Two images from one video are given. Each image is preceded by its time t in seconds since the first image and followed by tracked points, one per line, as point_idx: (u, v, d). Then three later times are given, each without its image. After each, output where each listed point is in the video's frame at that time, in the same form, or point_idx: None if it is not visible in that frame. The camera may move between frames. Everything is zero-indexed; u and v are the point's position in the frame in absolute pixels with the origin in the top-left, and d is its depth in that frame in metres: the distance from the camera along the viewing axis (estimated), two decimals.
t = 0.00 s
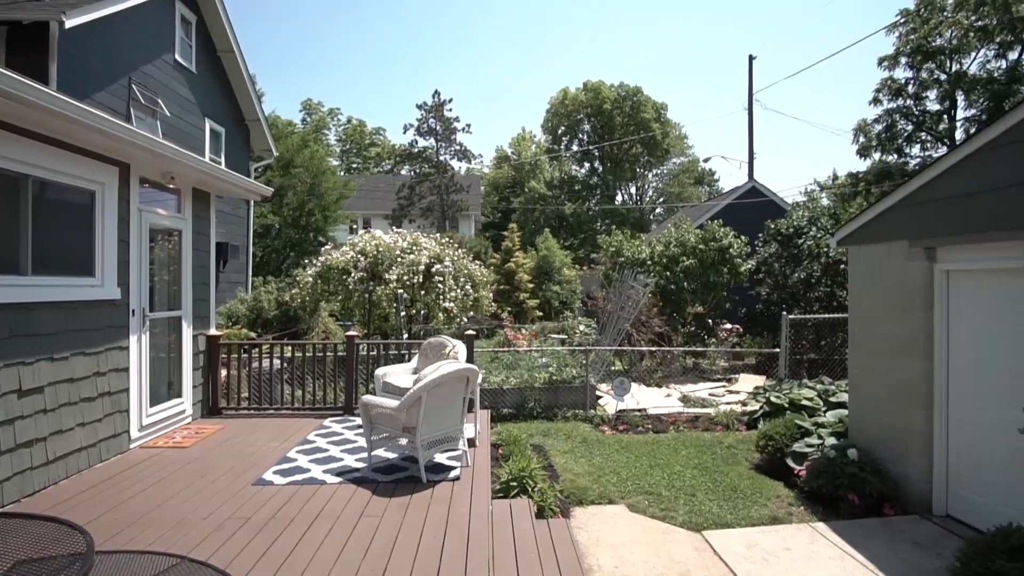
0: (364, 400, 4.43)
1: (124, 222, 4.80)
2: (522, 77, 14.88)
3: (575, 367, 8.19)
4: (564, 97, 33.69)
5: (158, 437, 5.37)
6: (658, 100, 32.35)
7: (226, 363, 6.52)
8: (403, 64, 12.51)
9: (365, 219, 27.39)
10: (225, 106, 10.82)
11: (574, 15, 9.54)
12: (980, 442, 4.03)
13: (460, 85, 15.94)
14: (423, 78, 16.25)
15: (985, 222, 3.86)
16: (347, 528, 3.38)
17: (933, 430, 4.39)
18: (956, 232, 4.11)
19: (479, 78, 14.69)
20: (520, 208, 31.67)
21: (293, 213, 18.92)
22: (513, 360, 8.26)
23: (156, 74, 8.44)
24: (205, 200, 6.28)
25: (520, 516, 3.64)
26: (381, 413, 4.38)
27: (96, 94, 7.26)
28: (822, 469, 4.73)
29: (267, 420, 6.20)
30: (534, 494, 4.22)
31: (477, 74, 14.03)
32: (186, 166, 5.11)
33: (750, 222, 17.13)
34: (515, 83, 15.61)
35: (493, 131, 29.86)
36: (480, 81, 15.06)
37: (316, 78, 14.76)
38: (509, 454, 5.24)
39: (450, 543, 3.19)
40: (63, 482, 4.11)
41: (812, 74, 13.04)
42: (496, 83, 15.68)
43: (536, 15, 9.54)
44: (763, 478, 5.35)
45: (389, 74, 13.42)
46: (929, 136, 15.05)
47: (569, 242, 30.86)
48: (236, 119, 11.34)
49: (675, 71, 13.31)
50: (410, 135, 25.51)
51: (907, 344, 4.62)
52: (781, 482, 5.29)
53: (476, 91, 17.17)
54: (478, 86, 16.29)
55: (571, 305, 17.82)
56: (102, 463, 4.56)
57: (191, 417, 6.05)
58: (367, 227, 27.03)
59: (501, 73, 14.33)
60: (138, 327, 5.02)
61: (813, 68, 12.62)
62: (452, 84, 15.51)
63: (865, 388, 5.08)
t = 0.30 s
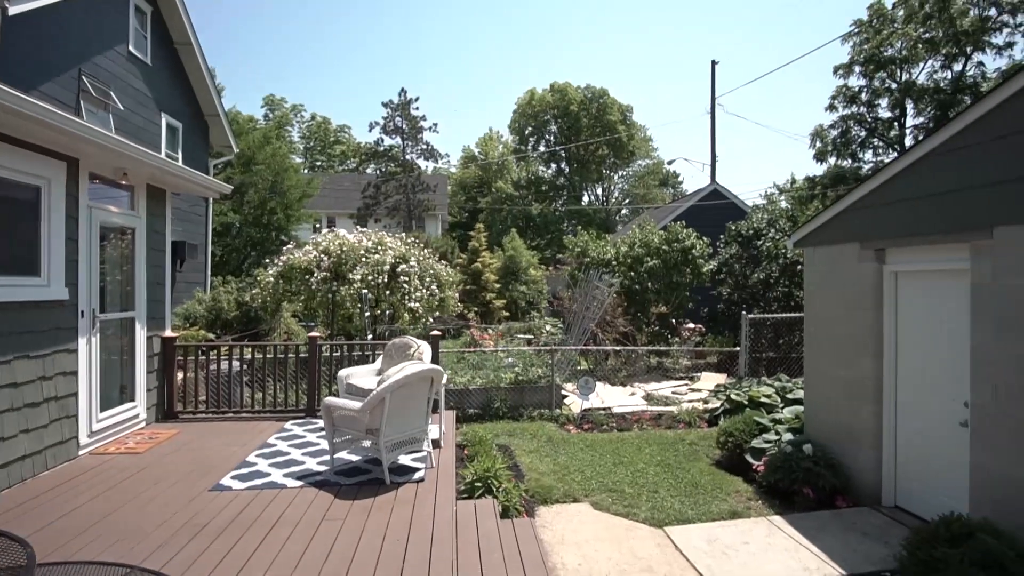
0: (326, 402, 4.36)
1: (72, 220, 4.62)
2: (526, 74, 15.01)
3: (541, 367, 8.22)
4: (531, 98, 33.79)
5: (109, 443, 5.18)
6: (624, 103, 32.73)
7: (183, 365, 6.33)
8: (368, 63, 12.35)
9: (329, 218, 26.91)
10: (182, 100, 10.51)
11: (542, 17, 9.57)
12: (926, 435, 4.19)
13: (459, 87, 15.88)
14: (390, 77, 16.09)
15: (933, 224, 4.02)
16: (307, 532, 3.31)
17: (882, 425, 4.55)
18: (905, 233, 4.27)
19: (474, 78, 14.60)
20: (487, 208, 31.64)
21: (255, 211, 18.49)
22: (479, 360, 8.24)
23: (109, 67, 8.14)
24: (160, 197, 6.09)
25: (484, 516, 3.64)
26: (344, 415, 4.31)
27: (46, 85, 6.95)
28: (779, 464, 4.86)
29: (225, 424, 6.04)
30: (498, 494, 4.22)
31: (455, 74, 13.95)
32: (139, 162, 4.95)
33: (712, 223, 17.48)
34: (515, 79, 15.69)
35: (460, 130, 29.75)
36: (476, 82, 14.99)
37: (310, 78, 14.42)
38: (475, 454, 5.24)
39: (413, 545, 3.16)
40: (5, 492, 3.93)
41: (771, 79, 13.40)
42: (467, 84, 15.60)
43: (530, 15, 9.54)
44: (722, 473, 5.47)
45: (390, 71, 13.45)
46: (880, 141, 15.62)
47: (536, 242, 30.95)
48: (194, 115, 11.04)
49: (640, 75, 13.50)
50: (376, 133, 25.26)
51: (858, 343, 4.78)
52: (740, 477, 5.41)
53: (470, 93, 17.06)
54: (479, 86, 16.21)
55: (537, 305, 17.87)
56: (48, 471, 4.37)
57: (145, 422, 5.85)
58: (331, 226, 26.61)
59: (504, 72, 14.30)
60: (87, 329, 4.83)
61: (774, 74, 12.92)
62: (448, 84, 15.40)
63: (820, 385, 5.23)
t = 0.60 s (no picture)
0: (285, 404, 4.26)
1: (12, 216, 4.41)
2: (505, 74, 15.00)
3: (504, 366, 8.23)
4: (496, 98, 33.87)
5: (54, 450, 4.96)
6: (588, 104, 33.04)
7: (134, 368, 6.11)
8: (331, 62, 12.19)
9: (290, 216, 26.33)
10: (134, 93, 10.15)
11: (509, 18, 9.58)
12: (874, 429, 4.36)
13: (438, 88, 15.73)
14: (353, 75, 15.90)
15: (881, 226, 4.17)
16: (265, 538, 3.24)
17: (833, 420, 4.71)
18: (855, 235, 4.42)
19: (472, 78, 14.32)
20: (452, 207, 31.52)
21: (211, 209, 17.96)
22: (442, 360, 8.22)
23: (55, 57, 7.79)
24: (109, 194, 5.87)
25: (447, 516, 3.63)
26: (303, 417, 4.22)
27: None
28: (736, 459, 4.99)
29: (180, 429, 5.85)
30: (461, 494, 4.22)
31: (421, 76, 13.91)
32: (86, 157, 4.76)
33: (673, 224, 17.81)
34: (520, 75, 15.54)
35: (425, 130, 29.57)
36: (454, 83, 14.86)
37: (285, 76, 14.10)
38: (438, 454, 5.21)
39: (374, 547, 3.13)
40: None
41: (730, 84, 13.73)
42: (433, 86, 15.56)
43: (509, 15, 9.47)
44: (682, 469, 5.57)
45: (355, 69, 13.30)
46: (833, 146, 16.16)
47: (501, 242, 30.96)
48: (147, 109, 10.68)
49: (602, 78, 13.69)
50: (338, 131, 24.93)
51: (811, 340, 4.93)
52: (698, 472, 5.53)
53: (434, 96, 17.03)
54: (476, 85, 16.05)
55: (502, 305, 17.87)
56: None
57: (93, 427, 5.62)
58: (292, 225, 26.08)
59: (504, 70, 14.04)
60: (28, 331, 4.61)
61: (734, 79, 13.21)
62: (413, 86, 15.32)
63: (774, 383, 5.38)
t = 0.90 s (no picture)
0: (243, 407, 4.15)
1: None
2: (470, 75, 14.96)
3: (470, 366, 8.21)
4: (462, 97, 33.76)
5: None
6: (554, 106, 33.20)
7: (83, 372, 5.88)
8: (292, 65, 11.98)
9: (249, 214, 25.65)
10: (83, 85, 9.75)
11: (475, 21, 9.53)
12: (827, 424, 4.49)
13: (402, 92, 15.61)
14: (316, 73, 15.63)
15: (836, 228, 4.30)
16: (221, 545, 3.16)
17: (789, 416, 4.84)
18: (812, 237, 4.54)
19: (442, 78, 14.04)
20: (417, 207, 31.26)
21: (166, 206, 17.38)
22: (407, 361, 8.14)
23: None
24: (55, 189, 5.64)
25: (411, 518, 3.60)
26: (262, 420, 4.12)
27: None
28: (697, 455, 5.07)
29: (132, 434, 5.65)
30: (425, 495, 4.19)
31: (385, 80, 13.80)
32: (31, 151, 4.56)
33: (636, 225, 18.04)
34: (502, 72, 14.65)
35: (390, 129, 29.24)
36: (420, 86, 14.75)
37: (245, 76, 13.78)
38: (402, 456, 5.17)
39: (336, 551, 3.08)
40: None
41: (692, 88, 13.98)
42: (396, 91, 15.42)
43: (474, 17, 9.33)
44: (645, 466, 5.65)
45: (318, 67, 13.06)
46: (790, 151, 16.61)
47: (466, 242, 30.85)
48: (97, 102, 10.28)
49: (567, 80, 13.79)
50: (301, 128, 24.49)
51: (766, 339, 5.08)
52: (661, 469, 5.62)
53: (398, 100, 16.89)
54: (441, 85, 15.98)
55: (468, 305, 17.79)
56: None
57: (37, 434, 5.37)
58: (252, 223, 25.45)
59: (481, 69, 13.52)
60: None
61: (696, 83, 13.45)
62: (377, 90, 15.16)
63: (733, 380, 5.50)
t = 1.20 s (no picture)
0: (202, 410, 4.04)
1: None
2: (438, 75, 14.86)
3: (437, 366, 8.16)
4: (430, 96, 33.56)
5: None
6: (522, 106, 33.27)
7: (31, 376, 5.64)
8: (255, 61, 11.72)
9: (209, 212, 24.95)
10: (31, 77, 9.35)
11: (443, 22, 9.46)
12: (785, 419, 4.61)
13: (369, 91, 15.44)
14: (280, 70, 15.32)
15: (794, 229, 4.42)
16: (178, 551, 3.07)
17: (748, 412, 4.95)
18: (771, 237, 4.66)
19: (408, 79, 13.94)
20: (383, 206, 30.94)
21: (120, 203, 16.78)
22: (372, 362, 8.03)
23: None
24: None
25: (377, 521, 3.56)
26: (222, 423, 4.02)
27: None
28: (661, 452, 5.15)
29: (83, 439, 5.43)
30: (391, 497, 4.15)
31: (351, 79, 13.63)
32: None
33: (603, 226, 18.20)
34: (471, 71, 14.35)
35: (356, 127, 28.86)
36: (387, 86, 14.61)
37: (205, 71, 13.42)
38: (368, 457, 5.11)
39: (299, 556, 3.03)
40: None
41: (657, 92, 14.18)
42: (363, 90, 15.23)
43: (445, 17, 9.23)
44: (611, 464, 5.71)
45: (282, 63, 12.79)
46: (752, 154, 16.98)
47: (433, 241, 30.65)
48: (46, 94, 9.87)
49: (534, 81, 13.83)
50: (264, 124, 24.00)
51: (727, 337, 5.19)
52: (626, 467, 5.68)
53: (365, 100, 16.70)
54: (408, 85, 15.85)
55: (435, 305, 17.67)
56: None
57: None
58: (212, 221, 24.77)
59: (440, 72, 13.65)
60: None
61: (662, 86, 13.65)
62: (343, 87, 14.96)
63: (696, 377, 5.60)
